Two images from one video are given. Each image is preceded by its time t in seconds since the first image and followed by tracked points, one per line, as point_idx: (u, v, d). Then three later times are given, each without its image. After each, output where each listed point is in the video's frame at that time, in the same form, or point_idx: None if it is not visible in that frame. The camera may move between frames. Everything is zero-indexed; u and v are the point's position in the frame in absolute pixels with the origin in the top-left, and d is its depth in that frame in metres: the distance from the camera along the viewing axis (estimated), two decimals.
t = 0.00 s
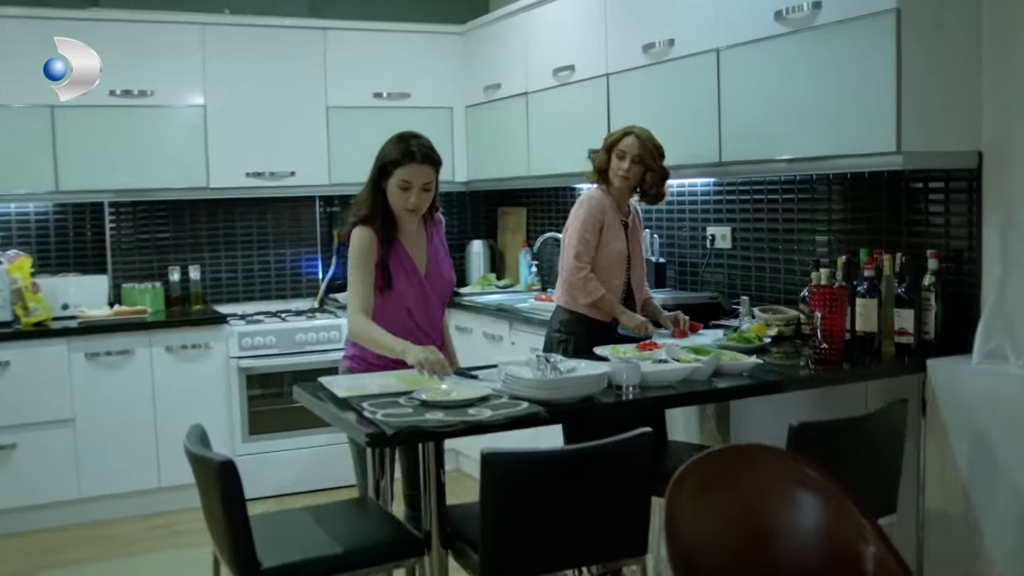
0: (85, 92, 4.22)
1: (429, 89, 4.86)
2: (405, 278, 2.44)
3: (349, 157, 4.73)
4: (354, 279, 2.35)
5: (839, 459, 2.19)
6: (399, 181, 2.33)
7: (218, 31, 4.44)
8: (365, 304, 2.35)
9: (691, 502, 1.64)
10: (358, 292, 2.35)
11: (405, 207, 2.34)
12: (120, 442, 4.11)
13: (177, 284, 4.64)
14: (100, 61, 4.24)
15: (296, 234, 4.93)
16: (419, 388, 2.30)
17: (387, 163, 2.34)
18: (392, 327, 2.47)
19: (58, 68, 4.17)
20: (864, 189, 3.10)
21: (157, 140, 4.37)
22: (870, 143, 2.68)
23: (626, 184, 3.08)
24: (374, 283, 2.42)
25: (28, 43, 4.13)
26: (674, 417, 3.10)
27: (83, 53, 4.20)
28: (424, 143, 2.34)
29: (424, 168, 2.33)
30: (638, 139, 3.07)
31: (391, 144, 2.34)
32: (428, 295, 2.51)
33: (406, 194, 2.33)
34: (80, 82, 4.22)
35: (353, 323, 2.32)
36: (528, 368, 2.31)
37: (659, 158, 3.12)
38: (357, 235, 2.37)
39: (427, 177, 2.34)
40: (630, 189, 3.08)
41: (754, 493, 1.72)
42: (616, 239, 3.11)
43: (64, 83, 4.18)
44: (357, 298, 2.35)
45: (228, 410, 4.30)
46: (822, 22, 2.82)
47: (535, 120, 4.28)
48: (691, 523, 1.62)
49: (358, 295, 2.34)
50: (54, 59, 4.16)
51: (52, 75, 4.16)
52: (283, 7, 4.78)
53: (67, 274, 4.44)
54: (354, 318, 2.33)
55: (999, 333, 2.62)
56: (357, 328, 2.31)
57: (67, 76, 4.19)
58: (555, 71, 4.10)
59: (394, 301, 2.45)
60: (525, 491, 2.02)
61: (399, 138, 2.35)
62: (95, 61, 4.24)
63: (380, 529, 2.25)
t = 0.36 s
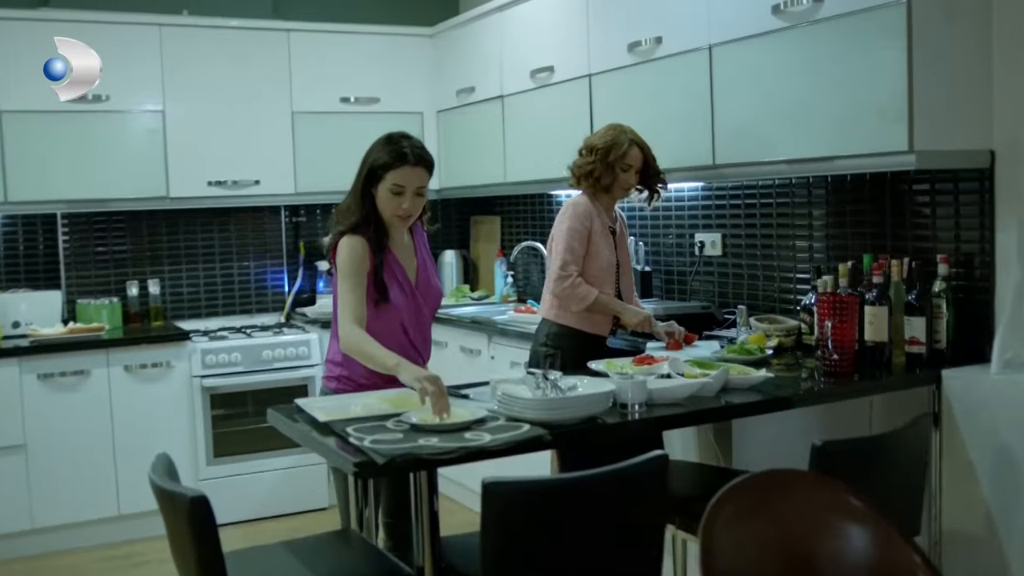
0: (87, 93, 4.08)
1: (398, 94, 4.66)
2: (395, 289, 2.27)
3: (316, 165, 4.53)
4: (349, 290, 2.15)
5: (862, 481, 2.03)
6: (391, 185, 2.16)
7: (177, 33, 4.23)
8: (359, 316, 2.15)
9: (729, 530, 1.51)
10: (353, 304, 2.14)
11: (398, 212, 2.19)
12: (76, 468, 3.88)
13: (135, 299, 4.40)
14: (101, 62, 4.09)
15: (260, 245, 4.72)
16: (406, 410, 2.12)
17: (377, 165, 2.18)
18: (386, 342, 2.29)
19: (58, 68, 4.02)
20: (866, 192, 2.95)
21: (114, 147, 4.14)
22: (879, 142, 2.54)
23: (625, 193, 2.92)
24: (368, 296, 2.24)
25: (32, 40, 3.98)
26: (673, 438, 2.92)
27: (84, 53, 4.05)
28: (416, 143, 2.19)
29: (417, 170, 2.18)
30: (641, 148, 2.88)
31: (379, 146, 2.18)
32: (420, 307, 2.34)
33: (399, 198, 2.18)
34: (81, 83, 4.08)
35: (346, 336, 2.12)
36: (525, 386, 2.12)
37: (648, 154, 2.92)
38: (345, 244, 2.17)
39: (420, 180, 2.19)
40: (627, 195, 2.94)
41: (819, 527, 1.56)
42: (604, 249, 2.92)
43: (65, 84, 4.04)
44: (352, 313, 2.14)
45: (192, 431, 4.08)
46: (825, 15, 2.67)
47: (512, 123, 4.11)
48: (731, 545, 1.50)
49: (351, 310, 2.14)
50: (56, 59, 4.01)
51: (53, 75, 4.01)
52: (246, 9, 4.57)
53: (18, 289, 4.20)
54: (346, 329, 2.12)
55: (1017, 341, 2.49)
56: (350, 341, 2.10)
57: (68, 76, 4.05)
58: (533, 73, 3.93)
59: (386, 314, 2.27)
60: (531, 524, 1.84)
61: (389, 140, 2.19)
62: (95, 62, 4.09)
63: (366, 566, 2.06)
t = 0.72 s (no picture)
0: (85, 93, 3.93)
1: (378, 101, 4.50)
2: (389, 301, 2.12)
3: (293, 174, 4.35)
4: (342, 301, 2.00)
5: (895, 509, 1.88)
6: (385, 188, 2.03)
7: (149, 37, 4.05)
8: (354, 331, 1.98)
9: None
10: (347, 316, 1.99)
11: (392, 218, 2.05)
12: (40, 493, 3.67)
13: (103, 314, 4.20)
14: (100, 61, 3.96)
15: (234, 258, 4.53)
16: (401, 434, 1.95)
17: (370, 168, 2.05)
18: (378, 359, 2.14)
19: (57, 68, 3.88)
20: (878, 200, 2.81)
21: (82, 155, 3.94)
22: (897, 146, 2.40)
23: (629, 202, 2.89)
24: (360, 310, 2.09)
25: (28, 41, 3.84)
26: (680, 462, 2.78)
27: (83, 52, 3.92)
28: (411, 144, 2.07)
29: (414, 173, 2.05)
30: (647, 155, 2.88)
31: (371, 147, 2.05)
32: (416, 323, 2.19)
33: (394, 203, 2.04)
34: (80, 83, 3.93)
35: (338, 351, 1.95)
36: (531, 410, 1.96)
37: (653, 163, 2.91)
38: (334, 252, 2.02)
39: (416, 183, 2.06)
40: (628, 206, 2.92)
41: (866, 567, 1.42)
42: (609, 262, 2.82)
43: (65, 84, 3.90)
44: (345, 327, 1.98)
45: (163, 453, 3.88)
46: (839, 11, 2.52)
47: (498, 129, 3.96)
48: None
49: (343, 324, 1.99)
50: (54, 58, 3.87)
51: (52, 75, 3.87)
52: (220, 12, 4.40)
53: None
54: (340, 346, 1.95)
55: None
56: (346, 357, 1.93)
57: (67, 76, 3.90)
58: (522, 77, 3.78)
59: (379, 328, 2.12)
60: (541, 561, 1.66)
61: (382, 141, 2.07)
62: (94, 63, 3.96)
63: None
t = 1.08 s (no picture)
0: (86, 93, 3.80)
1: (367, 109, 4.34)
2: (393, 319, 2.00)
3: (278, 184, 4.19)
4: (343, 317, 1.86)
5: (937, 553, 1.74)
6: (390, 198, 1.90)
7: (129, 38, 3.88)
8: (357, 351, 1.84)
9: None
10: (349, 335, 1.85)
11: (398, 230, 1.92)
12: (8, 515, 3.48)
13: (77, 328, 4.02)
14: (100, 61, 3.83)
15: (215, 270, 4.36)
16: (403, 465, 1.79)
17: (374, 176, 1.92)
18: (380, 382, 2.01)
19: (57, 68, 3.75)
20: (897, 217, 2.69)
21: (57, 160, 3.77)
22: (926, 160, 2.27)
23: (641, 216, 2.81)
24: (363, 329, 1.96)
25: (12, 40, 3.68)
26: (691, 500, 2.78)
27: (83, 52, 3.79)
28: (418, 152, 1.94)
29: (421, 182, 1.91)
30: (661, 169, 2.79)
31: (376, 155, 1.93)
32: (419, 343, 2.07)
33: (400, 214, 1.91)
34: (80, 83, 3.80)
35: (343, 371, 1.81)
36: (546, 440, 1.81)
37: (667, 177, 2.84)
38: (334, 266, 1.89)
39: (424, 193, 1.93)
40: (639, 220, 2.83)
41: None
42: (620, 279, 2.69)
43: (65, 84, 3.76)
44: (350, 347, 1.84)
45: (139, 474, 3.70)
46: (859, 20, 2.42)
47: (493, 139, 3.81)
48: None
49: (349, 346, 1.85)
50: (54, 58, 3.74)
51: (51, 75, 3.73)
52: (204, 14, 4.24)
53: None
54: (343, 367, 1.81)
55: None
56: (350, 379, 1.79)
57: (67, 76, 3.77)
58: (518, 86, 3.64)
59: (381, 349, 2.00)
60: None
61: (386, 148, 1.94)
62: (94, 62, 3.83)
63: None
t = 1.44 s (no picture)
0: (87, 95, 3.66)
1: (351, 111, 4.19)
2: (388, 335, 1.86)
3: (257, 187, 4.02)
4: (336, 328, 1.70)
5: None
6: (389, 205, 1.75)
7: (104, 33, 3.70)
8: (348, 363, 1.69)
9: None
10: (344, 348, 1.70)
11: (397, 239, 1.77)
12: None
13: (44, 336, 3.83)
14: (99, 60, 3.70)
15: (189, 276, 4.19)
16: (397, 497, 1.64)
17: (372, 180, 1.77)
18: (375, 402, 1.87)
19: (58, 68, 3.61)
20: (914, 231, 2.55)
21: (25, 159, 3.58)
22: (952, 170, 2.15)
23: (638, 224, 2.61)
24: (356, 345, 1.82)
25: None
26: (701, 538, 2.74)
27: (83, 52, 3.65)
28: (419, 155, 1.79)
29: (424, 188, 1.76)
30: (659, 173, 2.60)
31: (375, 157, 1.78)
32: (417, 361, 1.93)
33: (400, 222, 1.76)
34: (80, 83, 3.66)
35: (334, 387, 1.66)
36: (553, 471, 1.65)
37: (664, 183, 2.64)
38: (326, 277, 1.74)
39: (426, 200, 1.77)
40: (637, 229, 2.64)
41: None
42: (614, 289, 2.53)
43: (65, 84, 3.62)
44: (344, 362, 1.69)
45: (106, 491, 3.51)
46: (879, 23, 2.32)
47: (483, 143, 3.67)
48: None
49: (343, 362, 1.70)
50: (53, 58, 3.60)
51: (50, 75, 3.59)
52: (182, 10, 4.07)
53: None
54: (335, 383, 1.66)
55: None
56: (344, 396, 1.64)
57: (67, 76, 3.62)
58: (511, 89, 3.50)
59: (377, 367, 1.85)
60: None
61: (386, 151, 1.79)
62: (95, 62, 3.69)
63: None
